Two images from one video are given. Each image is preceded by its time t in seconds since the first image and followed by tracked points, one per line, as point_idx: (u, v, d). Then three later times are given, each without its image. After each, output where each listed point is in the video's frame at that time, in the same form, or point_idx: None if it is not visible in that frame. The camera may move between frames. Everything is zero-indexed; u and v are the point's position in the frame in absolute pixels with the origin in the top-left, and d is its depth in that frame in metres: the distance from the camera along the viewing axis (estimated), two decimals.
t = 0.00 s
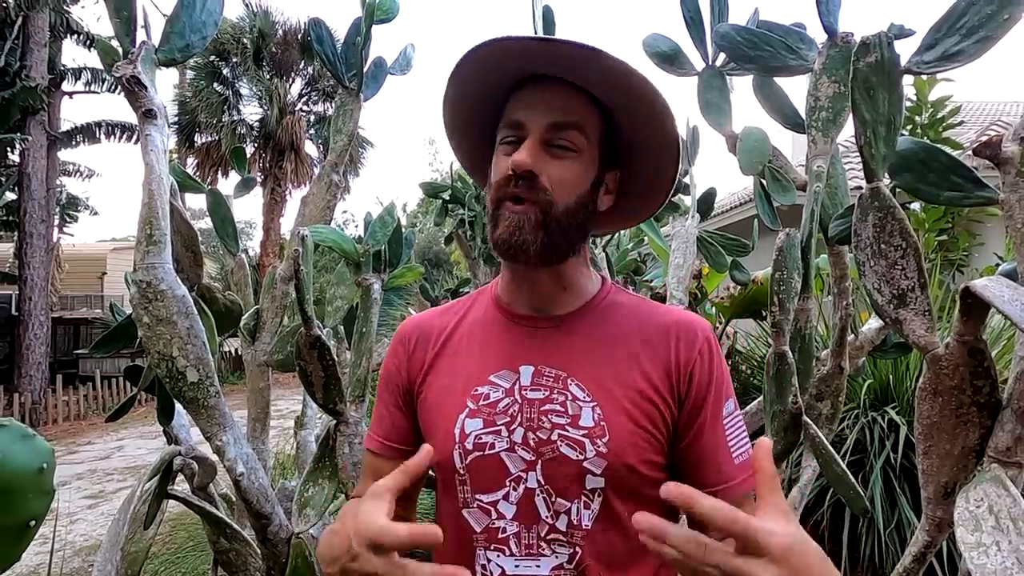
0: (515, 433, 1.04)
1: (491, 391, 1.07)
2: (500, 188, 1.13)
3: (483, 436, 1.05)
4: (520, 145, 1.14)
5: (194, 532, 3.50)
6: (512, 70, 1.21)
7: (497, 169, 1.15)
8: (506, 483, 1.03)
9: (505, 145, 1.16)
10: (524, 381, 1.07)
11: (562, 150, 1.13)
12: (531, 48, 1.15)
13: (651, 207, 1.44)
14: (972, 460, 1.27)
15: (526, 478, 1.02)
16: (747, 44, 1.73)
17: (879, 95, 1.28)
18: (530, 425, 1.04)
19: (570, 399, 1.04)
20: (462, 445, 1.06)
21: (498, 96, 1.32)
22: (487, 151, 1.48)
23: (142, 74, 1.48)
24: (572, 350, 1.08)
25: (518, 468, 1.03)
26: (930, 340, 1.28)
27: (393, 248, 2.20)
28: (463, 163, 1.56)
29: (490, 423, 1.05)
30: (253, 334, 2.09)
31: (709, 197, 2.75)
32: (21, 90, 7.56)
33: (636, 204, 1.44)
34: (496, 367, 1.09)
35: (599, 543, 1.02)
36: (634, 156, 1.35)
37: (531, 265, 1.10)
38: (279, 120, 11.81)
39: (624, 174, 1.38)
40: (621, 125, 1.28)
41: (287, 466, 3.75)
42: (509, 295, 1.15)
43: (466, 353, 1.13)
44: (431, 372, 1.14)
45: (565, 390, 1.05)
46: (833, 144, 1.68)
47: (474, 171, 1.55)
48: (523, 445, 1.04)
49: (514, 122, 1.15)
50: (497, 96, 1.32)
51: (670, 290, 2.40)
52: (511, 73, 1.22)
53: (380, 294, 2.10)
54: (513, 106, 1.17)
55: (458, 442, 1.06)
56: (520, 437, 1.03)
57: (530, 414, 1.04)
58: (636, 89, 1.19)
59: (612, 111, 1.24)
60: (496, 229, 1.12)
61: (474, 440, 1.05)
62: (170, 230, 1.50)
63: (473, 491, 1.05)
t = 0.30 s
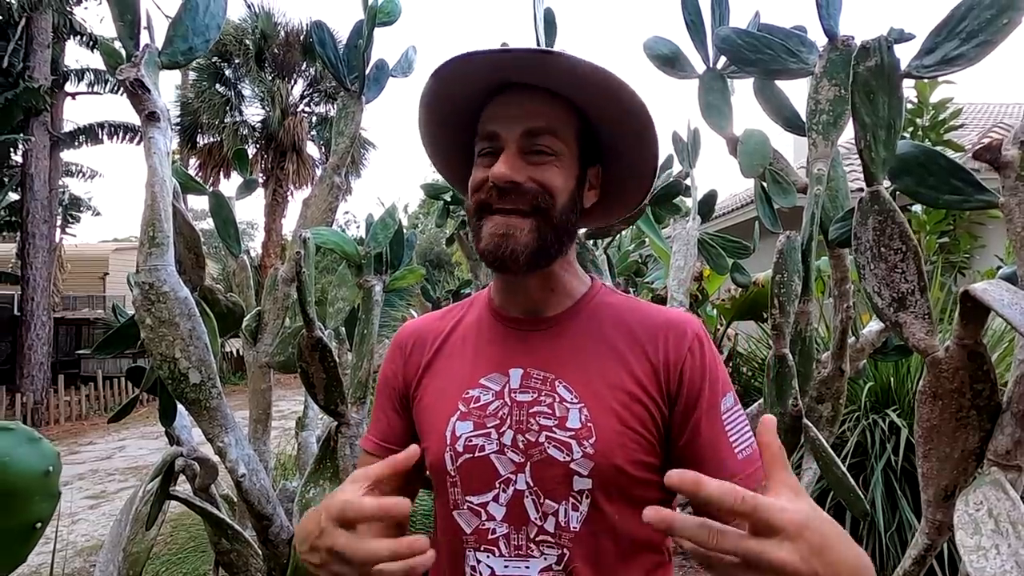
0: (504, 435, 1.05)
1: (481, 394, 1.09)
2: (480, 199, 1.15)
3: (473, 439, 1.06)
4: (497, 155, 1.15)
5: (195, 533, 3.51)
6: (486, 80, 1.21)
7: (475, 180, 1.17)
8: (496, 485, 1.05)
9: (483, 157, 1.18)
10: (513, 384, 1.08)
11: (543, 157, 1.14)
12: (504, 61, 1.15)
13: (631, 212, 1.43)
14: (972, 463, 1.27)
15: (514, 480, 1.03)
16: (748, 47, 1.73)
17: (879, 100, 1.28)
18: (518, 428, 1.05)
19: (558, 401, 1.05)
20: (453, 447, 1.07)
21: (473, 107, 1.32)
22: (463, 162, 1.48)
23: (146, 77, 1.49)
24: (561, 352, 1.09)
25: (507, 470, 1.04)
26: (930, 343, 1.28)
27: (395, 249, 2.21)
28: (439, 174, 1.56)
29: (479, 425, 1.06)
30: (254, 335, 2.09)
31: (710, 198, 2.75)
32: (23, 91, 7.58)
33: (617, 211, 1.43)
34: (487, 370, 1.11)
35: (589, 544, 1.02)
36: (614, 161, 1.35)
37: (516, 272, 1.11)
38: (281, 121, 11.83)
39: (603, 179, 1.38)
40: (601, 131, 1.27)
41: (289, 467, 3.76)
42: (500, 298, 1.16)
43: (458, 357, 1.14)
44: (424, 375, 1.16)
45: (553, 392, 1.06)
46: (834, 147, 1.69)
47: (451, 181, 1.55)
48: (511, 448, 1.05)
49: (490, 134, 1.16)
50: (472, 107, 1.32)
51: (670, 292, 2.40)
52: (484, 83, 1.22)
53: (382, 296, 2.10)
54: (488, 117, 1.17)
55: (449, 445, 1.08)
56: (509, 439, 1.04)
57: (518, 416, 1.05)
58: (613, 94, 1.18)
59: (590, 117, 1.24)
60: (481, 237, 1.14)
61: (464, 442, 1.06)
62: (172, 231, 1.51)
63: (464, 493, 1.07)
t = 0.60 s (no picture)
0: (493, 440, 1.06)
1: (471, 399, 1.09)
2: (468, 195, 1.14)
3: (463, 444, 1.07)
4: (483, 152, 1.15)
5: (197, 533, 3.51)
6: (476, 77, 1.21)
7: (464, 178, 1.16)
8: (486, 489, 1.06)
9: (470, 154, 1.17)
10: (503, 388, 1.09)
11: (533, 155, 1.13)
12: (499, 58, 1.15)
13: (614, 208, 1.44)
14: (970, 466, 1.28)
15: (504, 484, 1.03)
16: (748, 51, 1.75)
17: (878, 104, 1.28)
18: (507, 432, 1.05)
19: (547, 405, 1.05)
20: (444, 452, 1.08)
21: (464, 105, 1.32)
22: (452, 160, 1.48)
23: (149, 81, 1.50)
24: (551, 356, 1.09)
25: (498, 474, 1.05)
26: (929, 347, 1.29)
27: (396, 250, 2.21)
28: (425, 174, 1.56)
29: (469, 430, 1.07)
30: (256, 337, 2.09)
31: (711, 201, 2.76)
32: (27, 93, 7.60)
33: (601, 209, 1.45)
34: (477, 374, 1.11)
35: (579, 547, 1.03)
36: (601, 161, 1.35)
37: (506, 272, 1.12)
38: (284, 123, 11.85)
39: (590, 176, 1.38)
40: (589, 129, 1.28)
41: (290, 468, 3.76)
42: (491, 300, 1.16)
43: (449, 363, 1.15)
44: (417, 380, 1.17)
45: (542, 397, 1.06)
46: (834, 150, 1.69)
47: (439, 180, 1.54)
48: (501, 453, 1.05)
49: (476, 130, 1.16)
50: (460, 103, 1.32)
51: (671, 294, 2.40)
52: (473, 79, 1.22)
53: (383, 297, 2.10)
54: (475, 113, 1.17)
55: (440, 450, 1.09)
56: (498, 445, 1.05)
57: (508, 421, 1.06)
58: (605, 92, 1.20)
59: (579, 116, 1.25)
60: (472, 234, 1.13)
61: (454, 447, 1.07)
62: (174, 234, 1.52)
63: (456, 498, 1.08)
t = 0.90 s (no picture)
0: (493, 445, 1.06)
1: (470, 404, 1.10)
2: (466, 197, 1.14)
3: (463, 449, 1.08)
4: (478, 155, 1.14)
5: (199, 533, 3.52)
6: (472, 78, 1.20)
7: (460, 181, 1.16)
8: (486, 494, 1.06)
9: (465, 158, 1.17)
10: (502, 393, 1.09)
11: (530, 157, 1.13)
12: (502, 60, 1.15)
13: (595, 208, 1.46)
14: (969, 470, 1.28)
15: (504, 489, 1.04)
16: (748, 54, 1.76)
17: (877, 107, 1.28)
18: (507, 438, 1.06)
19: (546, 412, 1.06)
20: (444, 457, 1.09)
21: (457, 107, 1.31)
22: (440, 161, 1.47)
23: (152, 84, 1.51)
24: (550, 360, 1.10)
25: (498, 479, 1.06)
26: (928, 350, 1.29)
27: (397, 252, 2.22)
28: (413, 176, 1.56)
29: (469, 436, 1.08)
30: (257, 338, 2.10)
31: (712, 204, 2.76)
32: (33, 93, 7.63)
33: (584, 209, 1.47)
34: (475, 379, 1.12)
35: (578, 551, 1.04)
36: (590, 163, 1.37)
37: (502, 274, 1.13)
38: (287, 124, 11.87)
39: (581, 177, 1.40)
40: (580, 131, 1.30)
41: (292, 468, 3.77)
42: (489, 302, 1.16)
43: (447, 366, 1.15)
44: (416, 384, 1.17)
45: (541, 403, 1.06)
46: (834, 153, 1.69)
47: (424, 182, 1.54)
48: (501, 458, 1.06)
49: (471, 133, 1.15)
50: (451, 104, 1.32)
51: (672, 296, 2.40)
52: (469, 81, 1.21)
53: (383, 299, 2.11)
54: (468, 114, 1.17)
55: (440, 455, 1.09)
56: (498, 451, 1.06)
57: (507, 427, 1.06)
58: (601, 93, 1.22)
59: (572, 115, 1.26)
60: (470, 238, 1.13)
61: (454, 453, 1.08)
62: (176, 236, 1.53)
63: (456, 502, 1.09)
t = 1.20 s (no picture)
0: (503, 444, 1.06)
1: (478, 403, 1.09)
2: (511, 198, 1.10)
3: (472, 448, 1.07)
4: (525, 154, 1.10)
5: (203, 531, 3.54)
6: (498, 73, 1.16)
7: (499, 181, 1.12)
8: (496, 492, 1.06)
9: (505, 155, 1.12)
10: (510, 392, 1.09)
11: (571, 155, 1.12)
12: (541, 55, 1.12)
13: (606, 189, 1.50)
14: (973, 473, 1.27)
15: (515, 487, 1.04)
16: (752, 54, 1.76)
17: (880, 107, 1.28)
18: (517, 436, 1.06)
19: (556, 410, 1.06)
20: (452, 457, 1.08)
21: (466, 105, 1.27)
22: (433, 157, 1.44)
23: (156, 83, 1.52)
24: (558, 359, 1.09)
25: (507, 476, 1.06)
26: (931, 352, 1.27)
27: (401, 251, 2.22)
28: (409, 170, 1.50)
29: (478, 435, 1.07)
30: (261, 337, 2.10)
31: (717, 204, 2.75)
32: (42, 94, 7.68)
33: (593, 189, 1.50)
34: (482, 378, 1.11)
35: (588, 547, 1.04)
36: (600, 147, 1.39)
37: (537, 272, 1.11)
38: (293, 124, 11.90)
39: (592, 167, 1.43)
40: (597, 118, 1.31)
41: (296, 467, 3.78)
42: (495, 298, 1.16)
43: (452, 363, 1.14)
44: (419, 383, 1.16)
45: (551, 401, 1.06)
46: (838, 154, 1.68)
47: (416, 173, 1.50)
48: (511, 456, 1.06)
49: (516, 131, 1.11)
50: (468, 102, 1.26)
51: (676, 297, 2.39)
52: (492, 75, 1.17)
53: (386, 299, 2.12)
54: (508, 113, 1.13)
55: (448, 454, 1.08)
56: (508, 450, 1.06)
57: (517, 425, 1.06)
58: (623, 84, 1.24)
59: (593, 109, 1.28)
60: (516, 245, 1.10)
61: (463, 452, 1.07)
62: (180, 235, 1.54)
63: (465, 500, 1.08)
